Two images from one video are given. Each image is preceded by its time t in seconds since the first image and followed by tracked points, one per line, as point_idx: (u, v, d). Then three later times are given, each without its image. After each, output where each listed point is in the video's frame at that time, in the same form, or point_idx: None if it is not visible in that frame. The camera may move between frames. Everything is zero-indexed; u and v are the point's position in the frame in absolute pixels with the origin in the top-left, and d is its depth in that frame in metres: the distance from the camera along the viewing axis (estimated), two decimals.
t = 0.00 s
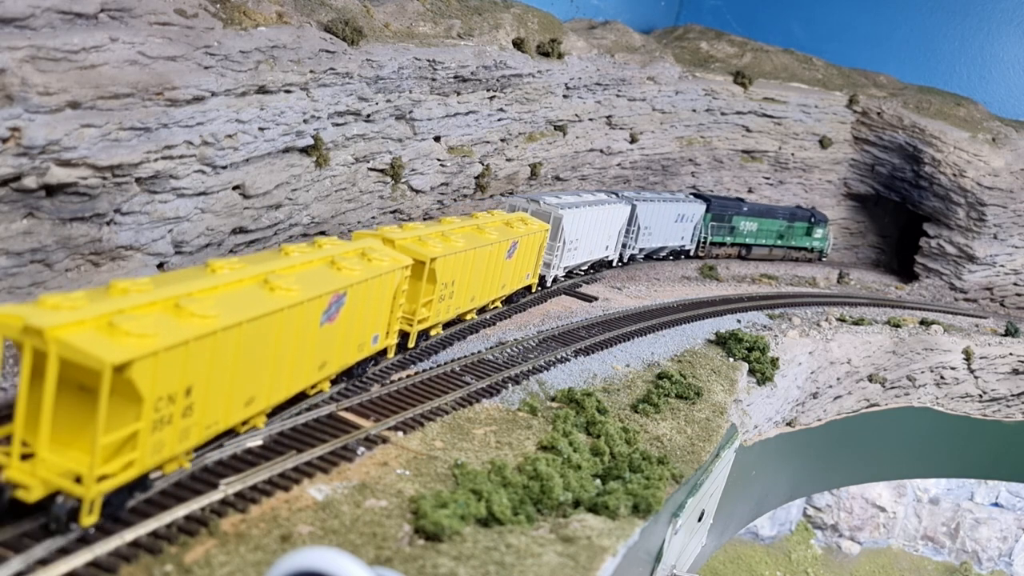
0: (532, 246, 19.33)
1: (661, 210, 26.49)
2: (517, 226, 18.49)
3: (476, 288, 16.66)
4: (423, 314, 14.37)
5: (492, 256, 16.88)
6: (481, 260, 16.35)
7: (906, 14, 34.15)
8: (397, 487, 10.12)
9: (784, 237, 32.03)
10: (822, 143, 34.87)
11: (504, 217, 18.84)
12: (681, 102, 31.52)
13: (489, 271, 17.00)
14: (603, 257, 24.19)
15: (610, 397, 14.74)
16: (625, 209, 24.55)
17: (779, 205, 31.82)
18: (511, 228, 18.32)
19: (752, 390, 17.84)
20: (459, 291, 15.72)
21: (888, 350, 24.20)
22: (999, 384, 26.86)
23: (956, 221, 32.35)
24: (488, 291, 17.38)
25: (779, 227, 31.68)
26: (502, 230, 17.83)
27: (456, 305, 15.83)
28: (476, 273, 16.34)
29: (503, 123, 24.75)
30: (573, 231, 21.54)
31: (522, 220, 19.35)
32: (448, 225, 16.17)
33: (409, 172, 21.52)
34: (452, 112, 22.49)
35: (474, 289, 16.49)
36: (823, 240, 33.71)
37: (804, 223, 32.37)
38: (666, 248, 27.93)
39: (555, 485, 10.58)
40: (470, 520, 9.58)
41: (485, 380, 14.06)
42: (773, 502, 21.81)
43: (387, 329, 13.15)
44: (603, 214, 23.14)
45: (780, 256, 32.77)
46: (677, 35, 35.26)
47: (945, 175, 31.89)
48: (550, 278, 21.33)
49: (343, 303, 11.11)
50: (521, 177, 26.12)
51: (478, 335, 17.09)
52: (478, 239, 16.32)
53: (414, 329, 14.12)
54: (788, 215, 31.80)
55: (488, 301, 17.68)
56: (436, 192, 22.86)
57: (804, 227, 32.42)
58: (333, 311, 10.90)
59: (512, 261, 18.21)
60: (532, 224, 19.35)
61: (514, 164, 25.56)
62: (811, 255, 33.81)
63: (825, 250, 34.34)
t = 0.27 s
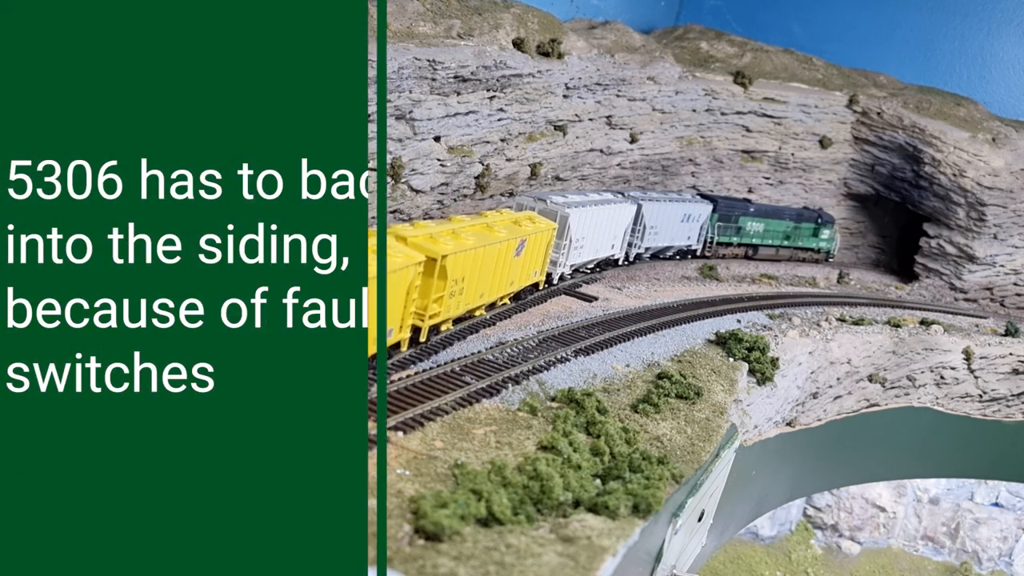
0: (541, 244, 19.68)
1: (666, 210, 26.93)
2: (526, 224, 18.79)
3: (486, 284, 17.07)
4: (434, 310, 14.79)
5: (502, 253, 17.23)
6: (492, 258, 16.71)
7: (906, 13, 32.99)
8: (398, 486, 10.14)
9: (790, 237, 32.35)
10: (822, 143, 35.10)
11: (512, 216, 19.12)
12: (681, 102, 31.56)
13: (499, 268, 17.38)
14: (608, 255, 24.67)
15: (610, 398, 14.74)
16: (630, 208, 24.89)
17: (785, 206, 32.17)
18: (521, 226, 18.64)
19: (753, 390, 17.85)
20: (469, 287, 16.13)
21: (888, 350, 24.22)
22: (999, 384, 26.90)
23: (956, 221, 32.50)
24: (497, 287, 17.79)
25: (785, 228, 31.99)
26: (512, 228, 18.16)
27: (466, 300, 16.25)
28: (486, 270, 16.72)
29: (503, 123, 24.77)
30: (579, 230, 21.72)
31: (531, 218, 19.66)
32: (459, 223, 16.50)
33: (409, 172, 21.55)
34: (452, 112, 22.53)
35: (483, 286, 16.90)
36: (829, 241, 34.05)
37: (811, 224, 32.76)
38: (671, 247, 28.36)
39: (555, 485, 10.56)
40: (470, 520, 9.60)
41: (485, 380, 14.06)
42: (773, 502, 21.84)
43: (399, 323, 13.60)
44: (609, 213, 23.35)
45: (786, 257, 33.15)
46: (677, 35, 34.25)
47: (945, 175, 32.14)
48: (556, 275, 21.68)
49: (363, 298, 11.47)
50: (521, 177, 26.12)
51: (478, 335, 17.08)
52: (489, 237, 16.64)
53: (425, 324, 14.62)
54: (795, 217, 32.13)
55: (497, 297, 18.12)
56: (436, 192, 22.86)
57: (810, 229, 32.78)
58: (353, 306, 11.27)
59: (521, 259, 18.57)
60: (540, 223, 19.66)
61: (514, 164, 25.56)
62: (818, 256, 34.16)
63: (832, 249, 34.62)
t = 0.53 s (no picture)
0: (549, 242, 20.16)
1: (672, 209, 27.12)
2: (533, 223, 19.27)
3: (495, 281, 17.58)
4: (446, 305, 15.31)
5: (511, 251, 17.72)
6: (501, 256, 17.21)
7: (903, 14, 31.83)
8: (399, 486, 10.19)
9: (797, 238, 32.55)
10: (822, 143, 35.22)
11: (520, 214, 19.59)
12: (681, 102, 31.62)
13: (508, 265, 17.88)
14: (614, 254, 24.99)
15: (610, 398, 14.75)
16: (637, 207, 25.16)
17: (792, 207, 32.32)
18: (529, 225, 19.14)
19: (752, 390, 17.87)
20: (479, 284, 16.64)
21: (888, 350, 24.23)
22: (999, 384, 27.02)
23: (956, 220, 32.56)
24: (505, 284, 18.32)
25: (792, 229, 32.13)
26: (520, 227, 18.63)
27: (476, 297, 16.78)
28: (496, 267, 17.22)
29: (503, 123, 24.83)
30: (585, 229, 22.16)
31: (538, 217, 20.13)
32: (469, 222, 16.99)
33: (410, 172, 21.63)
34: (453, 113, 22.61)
35: (492, 283, 17.41)
36: (836, 241, 34.29)
37: (818, 225, 32.92)
38: (677, 246, 28.57)
39: (554, 485, 10.55)
40: (470, 520, 9.64)
41: (485, 380, 14.08)
42: (773, 502, 21.81)
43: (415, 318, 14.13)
44: (615, 213, 23.71)
45: (792, 258, 33.32)
46: (677, 35, 33.75)
47: (945, 176, 32.23)
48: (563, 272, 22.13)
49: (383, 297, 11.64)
50: (521, 177, 26.12)
51: (478, 335, 17.06)
52: (498, 236, 17.13)
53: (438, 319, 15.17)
54: (802, 217, 32.27)
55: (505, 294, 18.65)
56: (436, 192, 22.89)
57: (817, 230, 32.94)
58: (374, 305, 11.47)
59: (529, 257, 19.07)
60: (547, 222, 20.14)
61: (514, 164, 25.56)
62: (825, 256, 34.29)
63: (838, 250, 34.74)
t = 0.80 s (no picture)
0: (554, 240, 20.76)
1: (677, 209, 27.49)
2: (539, 222, 19.87)
3: (503, 278, 18.20)
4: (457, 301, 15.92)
5: (518, 249, 18.33)
6: (508, 254, 17.82)
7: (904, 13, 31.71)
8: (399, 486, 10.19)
9: (804, 239, 32.58)
10: (822, 143, 35.24)
11: (526, 213, 20.20)
12: (681, 102, 31.63)
13: (515, 263, 18.48)
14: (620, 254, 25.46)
15: (610, 398, 14.74)
16: (642, 207, 25.67)
17: (798, 209, 32.59)
18: (534, 223, 19.75)
19: (752, 390, 17.87)
20: (487, 281, 17.25)
21: (888, 350, 24.23)
22: (999, 384, 27.03)
23: (956, 220, 32.57)
24: (513, 281, 18.91)
25: (798, 230, 32.29)
26: (526, 226, 19.24)
27: (484, 293, 17.39)
28: (503, 264, 17.82)
29: (503, 123, 24.85)
30: (591, 228, 22.66)
31: (544, 216, 20.72)
32: (476, 222, 17.62)
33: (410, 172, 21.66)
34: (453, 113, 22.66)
35: (500, 280, 18.02)
36: (842, 242, 34.30)
37: (824, 226, 33.09)
38: (683, 246, 28.90)
39: (554, 485, 10.54)
40: (470, 520, 9.67)
41: (485, 380, 14.09)
42: (773, 502, 21.81)
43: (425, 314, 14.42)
44: (620, 212, 24.21)
45: (799, 259, 33.44)
46: (677, 35, 33.74)
47: (945, 176, 32.25)
48: (569, 270, 22.58)
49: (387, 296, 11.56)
50: (521, 177, 26.10)
51: (478, 335, 17.05)
52: (505, 234, 17.75)
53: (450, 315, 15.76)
54: (808, 219, 32.44)
55: (513, 291, 19.24)
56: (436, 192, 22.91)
57: (824, 231, 33.10)
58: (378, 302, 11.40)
59: (535, 255, 19.67)
60: (552, 221, 20.74)
61: (514, 164, 25.56)
62: (832, 258, 34.42)
63: (845, 250, 34.80)
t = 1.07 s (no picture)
0: (560, 238, 21.04)
1: (683, 209, 27.66)
2: (546, 220, 20.16)
3: (510, 275, 18.53)
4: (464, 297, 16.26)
5: (524, 247, 18.64)
6: (515, 251, 18.14)
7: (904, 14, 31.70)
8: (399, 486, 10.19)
9: (810, 240, 32.77)
10: (821, 143, 35.25)
11: (534, 212, 20.49)
12: (681, 102, 31.64)
13: (521, 260, 18.80)
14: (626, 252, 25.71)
15: (610, 398, 14.74)
16: (647, 207, 25.82)
17: (805, 210, 32.67)
18: (541, 222, 20.05)
19: (752, 390, 17.87)
20: (494, 278, 17.59)
21: (888, 350, 24.23)
22: (999, 384, 27.04)
23: (956, 220, 32.57)
24: (519, 278, 19.25)
25: (805, 230, 32.37)
26: (534, 224, 19.54)
27: (491, 290, 17.73)
28: (510, 262, 18.14)
29: (503, 123, 24.85)
30: (597, 227, 22.95)
31: (551, 215, 20.99)
32: (484, 219, 17.95)
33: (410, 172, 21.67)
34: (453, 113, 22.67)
35: (507, 277, 18.35)
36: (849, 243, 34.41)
37: (831, 227, 33.18)
38: (689, 246, 29.07)
39: (554, 485, 10.54)
40: (470, 520, 9.67)
41: (485, 380, 14.09)
42: (773, 502, 21.80)
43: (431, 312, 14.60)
44: (625, 211, 24.47)
45: (805, 259, 33.59)
46: (677, 35, 33.75)
47: (945, 175, 32.26)
48: (575, 268, 22.87)
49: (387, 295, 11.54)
50: (521, 177, 26.08)
51: (478, 335, 17.05)
52: (512, 232, 18.06)
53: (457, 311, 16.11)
54: (815, 219, 32.51)
55: (519, 288, 19.58)
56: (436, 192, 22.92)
57: (830, 231, 33.18)
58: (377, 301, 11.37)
59: (541, 252, 19.97)
60: (559, 219, 21.01)
61: (514, 164, 25.55)
62: (838, 259, 34.44)
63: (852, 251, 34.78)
